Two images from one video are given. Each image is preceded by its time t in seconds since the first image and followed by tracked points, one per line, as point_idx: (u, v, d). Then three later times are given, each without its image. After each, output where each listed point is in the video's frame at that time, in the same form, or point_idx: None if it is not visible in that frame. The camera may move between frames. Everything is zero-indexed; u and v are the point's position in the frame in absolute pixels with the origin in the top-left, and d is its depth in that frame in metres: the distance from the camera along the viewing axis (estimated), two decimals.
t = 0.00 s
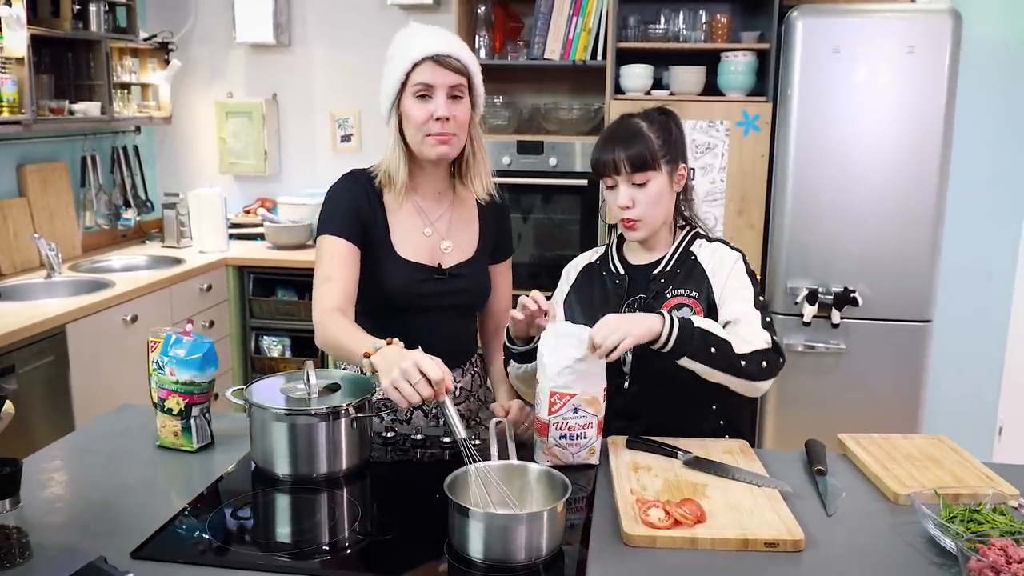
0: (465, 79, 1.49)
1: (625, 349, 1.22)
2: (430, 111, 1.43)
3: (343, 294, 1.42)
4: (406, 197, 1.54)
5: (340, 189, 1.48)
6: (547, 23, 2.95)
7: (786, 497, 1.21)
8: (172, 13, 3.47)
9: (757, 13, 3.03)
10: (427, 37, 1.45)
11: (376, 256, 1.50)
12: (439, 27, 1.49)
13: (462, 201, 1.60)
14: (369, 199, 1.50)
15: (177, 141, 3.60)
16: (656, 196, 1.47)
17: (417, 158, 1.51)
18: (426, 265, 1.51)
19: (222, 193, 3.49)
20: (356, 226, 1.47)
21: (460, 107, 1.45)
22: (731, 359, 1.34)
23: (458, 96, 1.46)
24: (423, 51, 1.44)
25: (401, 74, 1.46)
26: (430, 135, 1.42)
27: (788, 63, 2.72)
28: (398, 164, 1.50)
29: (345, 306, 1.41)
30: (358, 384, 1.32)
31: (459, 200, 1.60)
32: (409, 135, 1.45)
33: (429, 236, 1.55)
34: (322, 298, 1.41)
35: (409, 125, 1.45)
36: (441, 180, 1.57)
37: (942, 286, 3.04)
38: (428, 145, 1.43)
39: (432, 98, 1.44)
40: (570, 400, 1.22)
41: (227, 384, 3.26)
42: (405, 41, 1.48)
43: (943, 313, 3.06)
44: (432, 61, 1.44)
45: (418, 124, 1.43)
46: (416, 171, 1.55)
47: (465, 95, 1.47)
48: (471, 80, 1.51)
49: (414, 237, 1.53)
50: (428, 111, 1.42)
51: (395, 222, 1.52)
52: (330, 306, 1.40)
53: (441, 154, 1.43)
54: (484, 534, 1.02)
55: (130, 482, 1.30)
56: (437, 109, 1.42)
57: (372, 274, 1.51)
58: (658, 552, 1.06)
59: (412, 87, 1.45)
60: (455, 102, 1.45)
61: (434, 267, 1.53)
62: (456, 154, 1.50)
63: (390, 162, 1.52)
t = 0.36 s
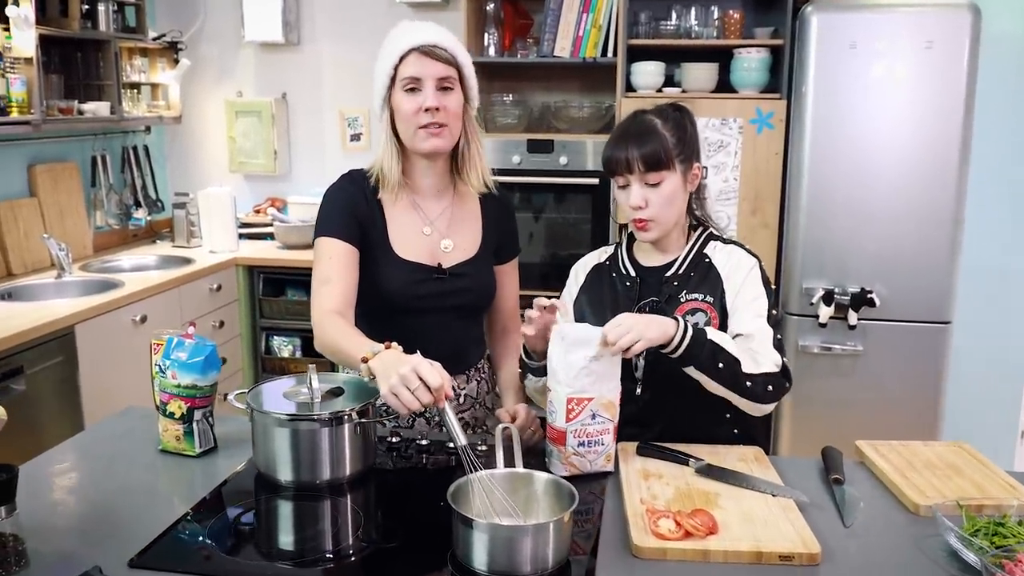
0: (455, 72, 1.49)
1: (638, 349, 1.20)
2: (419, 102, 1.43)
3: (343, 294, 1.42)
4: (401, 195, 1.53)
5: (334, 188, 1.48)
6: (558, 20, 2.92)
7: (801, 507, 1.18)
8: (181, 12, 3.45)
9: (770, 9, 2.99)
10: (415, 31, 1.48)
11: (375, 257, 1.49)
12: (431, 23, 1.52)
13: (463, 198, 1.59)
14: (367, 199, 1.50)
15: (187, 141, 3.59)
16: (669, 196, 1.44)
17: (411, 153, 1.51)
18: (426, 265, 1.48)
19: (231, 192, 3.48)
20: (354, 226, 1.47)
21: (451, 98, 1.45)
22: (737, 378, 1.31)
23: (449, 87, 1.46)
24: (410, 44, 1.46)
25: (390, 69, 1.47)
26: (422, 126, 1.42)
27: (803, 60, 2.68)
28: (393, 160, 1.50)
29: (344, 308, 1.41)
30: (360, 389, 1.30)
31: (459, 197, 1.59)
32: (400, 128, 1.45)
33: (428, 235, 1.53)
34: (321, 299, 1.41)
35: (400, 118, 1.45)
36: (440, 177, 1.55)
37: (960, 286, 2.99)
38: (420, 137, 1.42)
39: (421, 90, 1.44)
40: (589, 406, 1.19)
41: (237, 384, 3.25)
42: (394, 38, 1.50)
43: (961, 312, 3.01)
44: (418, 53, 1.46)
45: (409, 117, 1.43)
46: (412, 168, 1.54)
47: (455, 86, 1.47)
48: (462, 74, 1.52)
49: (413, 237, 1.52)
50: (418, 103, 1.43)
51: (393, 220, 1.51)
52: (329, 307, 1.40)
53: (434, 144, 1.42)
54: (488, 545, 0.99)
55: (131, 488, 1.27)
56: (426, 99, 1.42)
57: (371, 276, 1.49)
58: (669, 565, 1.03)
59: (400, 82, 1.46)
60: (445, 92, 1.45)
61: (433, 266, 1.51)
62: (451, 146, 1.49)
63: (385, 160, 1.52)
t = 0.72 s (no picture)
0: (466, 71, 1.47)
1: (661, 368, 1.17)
2: (427, 103, 1.41)
3: (351, 297, 1.41)
4: (409, 199, 1.52)
5: (342, 191, 1.47)
6: (585, 17, 2.88)
7: (821, 528, 1.13)
8: (210, 10, 3.45)
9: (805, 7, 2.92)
10: (422, 31, 1.45)
11: (383, 261, 1.48)
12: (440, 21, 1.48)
13: (472, 202, 1.57)
14: (375, 201, 1.49)
15: (214, 139, 3.59)
16: (691, 204, 1.39)
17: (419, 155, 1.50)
18: (432, 272, 1.47)
19: (257, 190, 3.47)
20: (362, 230, 1.45)
21: (461, 99, 1.43)
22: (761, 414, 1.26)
23: (459, 87, 1.43)
24: (416, 43, 1.45)
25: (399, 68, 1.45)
26: (431, 129, 1.40)
27: (837, 59, 2.61)
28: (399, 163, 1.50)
29: (353, 312, 1.40)
30: (369, 395, 1.27)
31: (468, 201, 1.57)
32: (408, 129, 1.43)
33: (436, 240, 1.52)
34: (329, 302, 1.40)
35: (409, 120, 1.42)
36: (448, 182, 1.54)
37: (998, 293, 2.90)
38: (429, 141, 1.41)
39: (430, 90, 1.42)
40: (604, 417, 1.15)
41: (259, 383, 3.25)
42: (402, 37, 1.48)
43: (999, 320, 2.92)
44: (426, 52, 1.44)
45: (417, 118, 1.41)
46: (421, 172, 1.53)
47: (466, 86, 1.44)
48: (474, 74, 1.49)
49: (420, 242, 1.51)
50: (426, 104, 1.40)
51: (401, 224, 1.50)
52: (337, 311, 1.38)
53: (444, 148, 1.41)
54: (489, 566, 0.94)
55: (134, 493, 1.25)
56: (435, 101, 1.40)
57: (378, 280, 1.49)
58: None
59: (409, 82, 1.44)
60: (455, 93, 1.42)
61: (440, 274, 1.49)
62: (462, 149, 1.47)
63: (394, 163, 1.51)
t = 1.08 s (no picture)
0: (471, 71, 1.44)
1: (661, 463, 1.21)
2: (431, 106, 1.37)
3: (352, 298, 1.38)
4: (412, 200, 1.48)
5: (343, 191, 1.45)
6: (599, 15, 2.84)
7: (827, 541, 1.09)
8: (223, 6, 3.45)
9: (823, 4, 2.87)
10: (426, 31, 1.44)
11: (386, 263, 1.46)
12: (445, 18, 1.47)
13: (477, 202, 1.54)
14: (377, 201, 1.46)
15: (227, 136, 3.59)
16: (700, 205, 1.35)
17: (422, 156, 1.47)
18: (436, 273, 1.44)
19: (269, 188, 3.46)
20: (363, 230, 1.43)
21: (465, 100, 1.39)
22: (760, 458, 1.30)
23: (463, 89, 1.40)
24: (420, 42, 1.43)
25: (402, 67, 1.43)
26: (433, 129, 1.36)
27: (855, 57, 2.56)
28: (403, 162, 1.47)
29: (351, 313, 1.37)
30: (366, 400, 1.25)
31: (473, 201, 1.54)
32: (411, 130, 1.40)
33: (440, 241, 1.49)
34: (329, 302, 1.37)
35: (412, 121, 1.39)
36: (452, 182, 1.51)
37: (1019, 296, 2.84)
38: (431, 141, 1.36)
39: (434, 92, 1.38)
40: (604, 428, 1.12)
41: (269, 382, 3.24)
42: (406, 35, 1.46)
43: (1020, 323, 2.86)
44: (429, 52, 1.41)
45: (420, 119, 1.37)
46: (424, 171, 1.50)
47: (470, 87, 1.41)
48: (478, 73, 1.46)
49: (423, 243, 1.48)
50: (430, 105, 1.37)
51: (403, 225, 1.47)
52: (337, 313, 1.35)
53: (446, 148, 1.36)
54: None
55: (126, 495, 1.24)
56: (439, 103, 1.36)
57: (381, 281, 1.46)
58: None
59: (411, 82, 1.40)
60: (458, 94, 1.39)
61: (445, 274, 1.47)
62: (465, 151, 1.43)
63: (396, 163, 1.47)
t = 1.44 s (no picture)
0: (470, 70, 1.40)
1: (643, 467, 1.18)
2: (429, 110, 1.35)
3: (344, 295, 1.36)
4: (407, 197, 1.46)
5: (338, 187, 1.43)
6: (601, 10, 2.82)
7: (825, 545, 1.07)
8: (224, 3, 3.43)
9: None
10: (425, 27, 1.38)
11: (380, 260, 1.44)
12: (445, 12, 1.41)
13: (473, 201, 1.52)
14: (371, 199, 1.44)
15: (228, 132, 3.57)
16: (695, 200, 1.33)
17: (417, 155, 1.44)
18: (432, 269, 1.42)
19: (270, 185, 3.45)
20: (358, 227, 1.41)
21: (463, 104, 1.37)
22: (746, 459, 1.27)
23: (461, 92, 1.37)
24: (421, 43, 1.37)
25: (400, 64, 1.39)
26: (432, 134, 1.35)
27: (860, 52, 2.53)
28: (398, 160, 1.44)
29: (342, 309, 1.35)
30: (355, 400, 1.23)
31: (467, 198, 1.52)
32: (408, 131, 1.38)
33: (434, 239, 1.47)
34: (320, 299, 1.35)
35: (408, 122, 1.37)
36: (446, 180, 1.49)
37: None
38: (429, 145, 1.36)
39: (432, 95, 1.36)
40: (597, 430, 1.10)
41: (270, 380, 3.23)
42: (405, 30, 1.41)
43: None
44: (428, 54, 1.37)
45: (417, 122, 1.35)
46: (418, 169, 1.48)
47: (469, 89, 1.39)
48: (477, 72, 1.42)
49: (418, 239, 1.46)
50: (429, 109, 1.35)
51: (398, 223, 1.45)
52: (327, 309, 1.33)
53: (444, 154, 1.36)
54: None
55: (115, 495, 1.22)
56: (438, 107, 1.34)
57: (376, 278, 1.44)
58: None
59: (409, 82, 1.38)
60: (456, 97, 1.37)
61: (439, 271, 1.45)
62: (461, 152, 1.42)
63: (391, 162, 1.45)
